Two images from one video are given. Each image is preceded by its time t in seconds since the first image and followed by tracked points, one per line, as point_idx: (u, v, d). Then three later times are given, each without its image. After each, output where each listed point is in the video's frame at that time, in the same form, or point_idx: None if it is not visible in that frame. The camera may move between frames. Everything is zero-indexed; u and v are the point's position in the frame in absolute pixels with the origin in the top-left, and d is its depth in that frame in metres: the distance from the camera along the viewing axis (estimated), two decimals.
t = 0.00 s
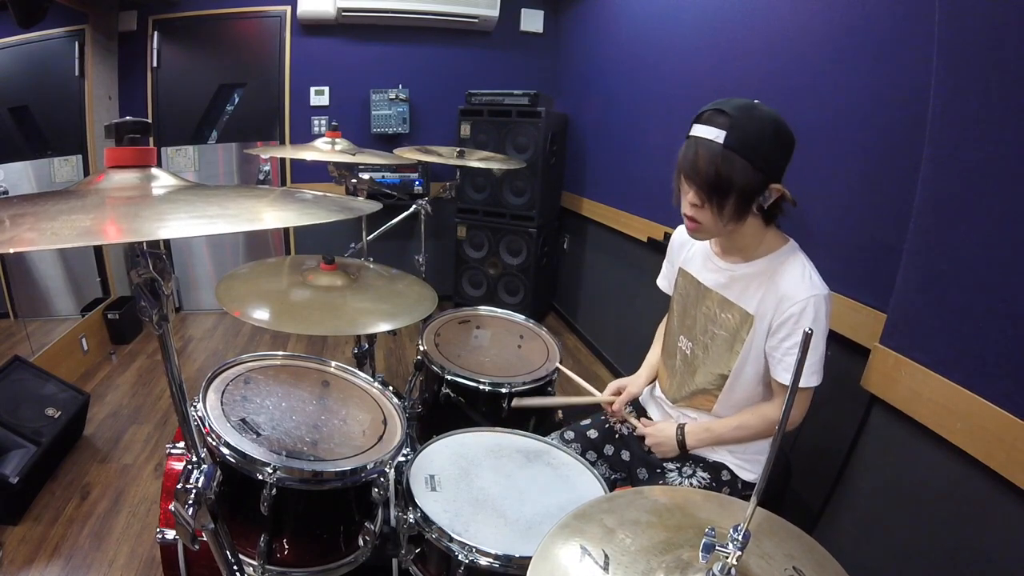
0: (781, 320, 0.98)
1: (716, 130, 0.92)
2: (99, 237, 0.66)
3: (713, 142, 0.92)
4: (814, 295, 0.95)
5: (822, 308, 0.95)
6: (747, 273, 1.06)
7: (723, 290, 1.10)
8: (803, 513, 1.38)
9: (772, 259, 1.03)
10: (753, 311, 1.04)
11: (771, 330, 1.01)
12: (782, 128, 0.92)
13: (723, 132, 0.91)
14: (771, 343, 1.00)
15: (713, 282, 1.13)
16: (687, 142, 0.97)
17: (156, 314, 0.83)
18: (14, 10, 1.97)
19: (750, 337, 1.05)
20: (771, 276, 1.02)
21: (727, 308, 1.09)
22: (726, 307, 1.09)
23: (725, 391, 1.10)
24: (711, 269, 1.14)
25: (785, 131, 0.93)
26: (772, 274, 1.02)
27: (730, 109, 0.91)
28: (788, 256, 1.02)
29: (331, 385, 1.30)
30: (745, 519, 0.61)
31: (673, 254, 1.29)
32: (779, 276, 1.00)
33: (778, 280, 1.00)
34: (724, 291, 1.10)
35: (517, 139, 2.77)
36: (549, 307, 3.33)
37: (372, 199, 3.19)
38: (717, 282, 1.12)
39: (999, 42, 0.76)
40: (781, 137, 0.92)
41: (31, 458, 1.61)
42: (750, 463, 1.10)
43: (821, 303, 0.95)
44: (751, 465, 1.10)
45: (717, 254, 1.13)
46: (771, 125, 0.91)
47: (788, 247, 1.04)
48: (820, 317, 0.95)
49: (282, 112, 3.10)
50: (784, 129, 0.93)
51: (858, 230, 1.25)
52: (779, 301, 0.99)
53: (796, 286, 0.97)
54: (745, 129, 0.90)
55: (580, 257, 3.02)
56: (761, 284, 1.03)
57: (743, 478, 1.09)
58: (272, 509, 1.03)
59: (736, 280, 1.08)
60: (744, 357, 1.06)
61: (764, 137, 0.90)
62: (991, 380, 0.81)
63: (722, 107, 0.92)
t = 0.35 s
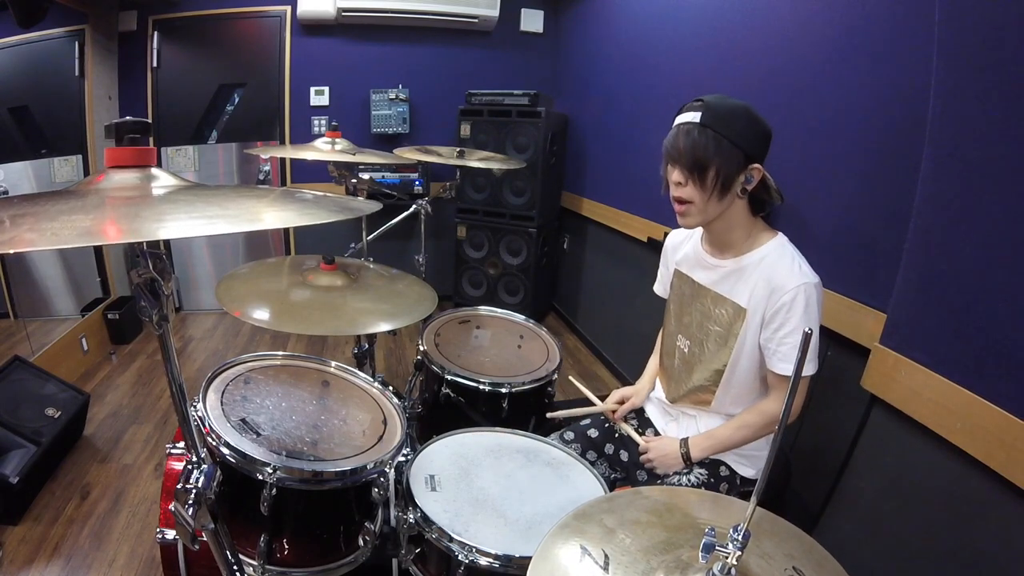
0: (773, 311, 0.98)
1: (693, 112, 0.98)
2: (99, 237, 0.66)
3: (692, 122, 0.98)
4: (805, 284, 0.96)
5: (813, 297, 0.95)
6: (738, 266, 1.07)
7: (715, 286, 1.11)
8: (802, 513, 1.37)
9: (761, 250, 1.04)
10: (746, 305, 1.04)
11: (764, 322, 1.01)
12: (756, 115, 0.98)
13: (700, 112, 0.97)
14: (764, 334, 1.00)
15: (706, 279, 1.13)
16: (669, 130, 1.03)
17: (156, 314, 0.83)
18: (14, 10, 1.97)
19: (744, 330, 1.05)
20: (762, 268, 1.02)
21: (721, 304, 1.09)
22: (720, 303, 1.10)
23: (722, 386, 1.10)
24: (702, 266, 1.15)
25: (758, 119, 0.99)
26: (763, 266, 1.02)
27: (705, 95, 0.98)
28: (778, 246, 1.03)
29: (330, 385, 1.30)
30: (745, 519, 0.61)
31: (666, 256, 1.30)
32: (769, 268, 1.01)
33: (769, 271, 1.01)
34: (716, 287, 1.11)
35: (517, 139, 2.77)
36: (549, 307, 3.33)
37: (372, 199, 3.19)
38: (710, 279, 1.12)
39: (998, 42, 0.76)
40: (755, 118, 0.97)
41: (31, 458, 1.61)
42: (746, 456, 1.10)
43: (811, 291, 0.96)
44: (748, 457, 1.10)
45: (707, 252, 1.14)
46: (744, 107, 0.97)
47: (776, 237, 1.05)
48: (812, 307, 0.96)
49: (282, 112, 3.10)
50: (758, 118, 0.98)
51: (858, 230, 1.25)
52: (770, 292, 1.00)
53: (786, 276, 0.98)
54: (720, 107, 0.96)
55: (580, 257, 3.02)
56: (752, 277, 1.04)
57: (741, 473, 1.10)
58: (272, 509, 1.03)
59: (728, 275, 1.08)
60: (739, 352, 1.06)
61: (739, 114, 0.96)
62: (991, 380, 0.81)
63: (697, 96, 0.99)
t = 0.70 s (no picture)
0: (770, 312, 0.98)
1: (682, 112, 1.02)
2: (99, 237, 0.66)
3: (681, 119, 1.02)
4: (802, 284, 0.95)
5: (809, 298, 0.94)
6: (738, 267, 1.06)
7: (716, 287, 1.11)
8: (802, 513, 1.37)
9: (761, 251, 1.03)
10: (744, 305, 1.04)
11: (762, 323, 1.01)
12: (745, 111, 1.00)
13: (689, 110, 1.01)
14: (760, 335, 1.00)
15: (707, 279, 1.13)
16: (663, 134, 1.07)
17: (156, 314, 0.83)
18: (14, 10, 1.97)
19: (743, 331, 1.05)
20: (762, 268, 1.02)
21: (722, 305, 1.09)
22: (720, 304, 1.10)
23: (721, 388, 1.10)
24: (705, 267, 1.15)
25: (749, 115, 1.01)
26: (762, 266, 1.02)
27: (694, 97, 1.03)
28: (778, 246, 1.02)
29: (330, 385, 1.30)
30: (745, 519, 0.61)
31: (673, 258, 1.30)
32: (768, 269, 1.01)
33: (768, 272, 1.00)
34: (717, 288, 1.10)
35: (517, 139, 2.77)
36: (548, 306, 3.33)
37: (372, 199, 3.19)
38: (711, 280, 1.12)
39: (999, 42, 0.76)
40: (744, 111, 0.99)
41: (31, 458, 1.61)
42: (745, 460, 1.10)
43: (808, 291, 0.95)
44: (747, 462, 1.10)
45: (710, 253, 1.14)
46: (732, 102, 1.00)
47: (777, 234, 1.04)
48: (809, 308, 0.95)
49: (282, 112, 3.10)
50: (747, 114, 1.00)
51: (857, 230, 1.25)
52: (768, 292, 0.99)
53: (784, 277, 0.97)
54: (707, 103, 0.99)
55: (580, 257, 3.02)
56: (751, 278, 1.04)
57: (738, 477, 1.10)
58: (272, 509, 1.03)
59: (728, 275, 1.08)
60: (738, 353, 1.06)
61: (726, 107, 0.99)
62: (992, 380, 0.81)
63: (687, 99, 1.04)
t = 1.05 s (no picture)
0: (781, 318, 0.99)
1: (742, 114, 0.94)
2: (99, 237, 0.66)
3: (737, 123, 0.94)
4: (815, 293, 0.96)
5: (822, 306, 0.95)
6: (746, 271, 1.06)
7: (722, 289, 1.10)
8: (802, 513, 1.37)
9: (771, 257, 1.04)
10: (753, 310, 1.04)
11: (772, 329, 1.01)
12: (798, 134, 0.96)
13: (749, 116, 0.94)
14: (770, 340, 1.01)
15: (712, 281, 1.13)
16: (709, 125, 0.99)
17: (156, 314, 0.83)
18: (14, 10, 1.97)
19: (749, 336, 1.05)
20: (772, 273, 1.02)
21: (728, 308, 1.09)
22: (726, 307, 1.09)
23: (726, 390, 1.10)
24: (711, 268, 1.14)
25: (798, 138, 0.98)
26: (772, 271, 1.02)
27: (755, 98, 0.95)
28: (789, 253, 1.03)
29: (330, 385, 1.30)
30: (745, 519, 0.61)
31: (672, 256, 1.29)
32: (779, 275, 1.01)
33: (779, 278, 1.01)
34: (724, 290, 1.10)
35: (517, 139, 2.77)
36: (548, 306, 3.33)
37: (372, 199, 3.19)
38: (717, 282, 1.12)
39: (999, 42, 0.76)
40: (797, 134, 0.96)
41: (31, 458, 1.61)
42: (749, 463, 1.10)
43: (821, 300, 0.96)
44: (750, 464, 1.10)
45: (716, 254, 1.14)
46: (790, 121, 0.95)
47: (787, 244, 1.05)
48: (821, 317, 0.96)
49: (282, 112, 3.10)
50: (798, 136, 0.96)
51: (857, 230, 1.25)
52: (779, 298, 1.00)
53: (797, 284, 0.98)
54: (768, 116, 0.93)
55: (580, 257, 3.02)
56: (760, 283, 1.04)
57: (741, 480, 1.10)
58: (272, 509, 1.03)
59: (736, 279, 1.08)
60: (745, 356, 1.06)
61: (783, 127, 0.94)
62: (992, 380, 0.81)
63: (747, 96, 0.96)
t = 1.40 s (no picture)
0: (783, 321, 0.99)
1: (760, 125, 0.92)
2: (99, 238, 0.66)
3: (755, 135, 0.92)
4: (817, 296, 0.96)
5: (825, 310, 0.96)
6: (749, 273, 1.06)
7: (724, 290, 1.10)
8: (802, 513, 1.37)
9: (774, 260, 1.03)
10: (756, 312, 1.04)
11: (775, 332, 1.01)
12: (817, 145, 0.94)
13: (767, 128, 0.92)
14: (773, 344, 1.01)
15: (713, 281, 1.13)
16: (726, 131, 0.97)
17: (156, 314, 0.83)
18: (14, 10, 1.97)
19: (751, 338, 1.05)
20: (775, 275, 1.02)
21: (729, 309, 1.09)
22: (728, 308, 1.09)
23: (727, 392, 1.11)
24: (712, 268, 1.14)
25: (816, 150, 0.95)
26: (775, 274, 1.02)
27: (776, 107, 0.92)
28: (792, 255, 1.03)
29: (330, 385, 1.30)
30: (745, 520, 0.61)
31: (671, 254, 1.29)
32: (783, 278, 1.01)
33: (782, 282, 1.01)
34: (725, 291, 1.10)
35: (517, 139, 2.77)
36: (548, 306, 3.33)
37: (372, 199, 3.19)
38: (718, 282, 1.11)
39: (999, 43, 0.76)
40: (814, 148, 0.93)
41: (31, 458, 1.61)
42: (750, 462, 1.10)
43: (824, 303, 0.96)
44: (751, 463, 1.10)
45: (718, 254, 1.13)
46: (810, 134, 0.93)
47: (791, 246, 1.05)
48: (824, 321, 0.96)
49: (282, 112, 3.10)
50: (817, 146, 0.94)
51: (857, 230, 1.25)
52: (782, 302, 1.00)
53: (801, 288, 0.98)
54: (787, 130, 0.91)
55: (580, 257, 3.02)
56: (763, 285, 1.04)
57: (744, 478, 1.10)
58: (272, 509, 1.03)
59: (738, 280, 1.08)
60: (747, 357, 1.07)
61: (800, 142, 0.92)
62: (992, 380, 0.81)
63: (768, 104, 0.93)
